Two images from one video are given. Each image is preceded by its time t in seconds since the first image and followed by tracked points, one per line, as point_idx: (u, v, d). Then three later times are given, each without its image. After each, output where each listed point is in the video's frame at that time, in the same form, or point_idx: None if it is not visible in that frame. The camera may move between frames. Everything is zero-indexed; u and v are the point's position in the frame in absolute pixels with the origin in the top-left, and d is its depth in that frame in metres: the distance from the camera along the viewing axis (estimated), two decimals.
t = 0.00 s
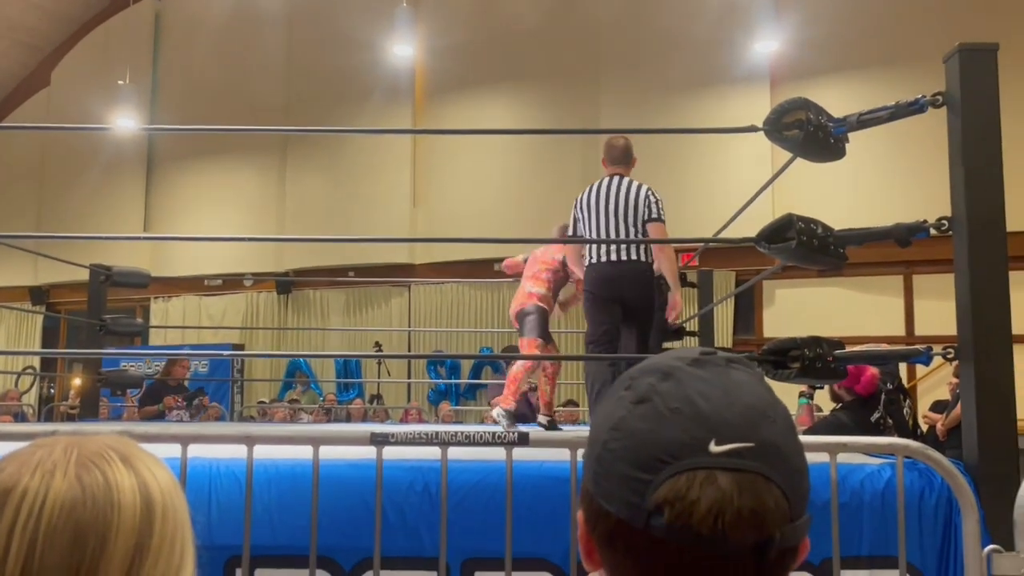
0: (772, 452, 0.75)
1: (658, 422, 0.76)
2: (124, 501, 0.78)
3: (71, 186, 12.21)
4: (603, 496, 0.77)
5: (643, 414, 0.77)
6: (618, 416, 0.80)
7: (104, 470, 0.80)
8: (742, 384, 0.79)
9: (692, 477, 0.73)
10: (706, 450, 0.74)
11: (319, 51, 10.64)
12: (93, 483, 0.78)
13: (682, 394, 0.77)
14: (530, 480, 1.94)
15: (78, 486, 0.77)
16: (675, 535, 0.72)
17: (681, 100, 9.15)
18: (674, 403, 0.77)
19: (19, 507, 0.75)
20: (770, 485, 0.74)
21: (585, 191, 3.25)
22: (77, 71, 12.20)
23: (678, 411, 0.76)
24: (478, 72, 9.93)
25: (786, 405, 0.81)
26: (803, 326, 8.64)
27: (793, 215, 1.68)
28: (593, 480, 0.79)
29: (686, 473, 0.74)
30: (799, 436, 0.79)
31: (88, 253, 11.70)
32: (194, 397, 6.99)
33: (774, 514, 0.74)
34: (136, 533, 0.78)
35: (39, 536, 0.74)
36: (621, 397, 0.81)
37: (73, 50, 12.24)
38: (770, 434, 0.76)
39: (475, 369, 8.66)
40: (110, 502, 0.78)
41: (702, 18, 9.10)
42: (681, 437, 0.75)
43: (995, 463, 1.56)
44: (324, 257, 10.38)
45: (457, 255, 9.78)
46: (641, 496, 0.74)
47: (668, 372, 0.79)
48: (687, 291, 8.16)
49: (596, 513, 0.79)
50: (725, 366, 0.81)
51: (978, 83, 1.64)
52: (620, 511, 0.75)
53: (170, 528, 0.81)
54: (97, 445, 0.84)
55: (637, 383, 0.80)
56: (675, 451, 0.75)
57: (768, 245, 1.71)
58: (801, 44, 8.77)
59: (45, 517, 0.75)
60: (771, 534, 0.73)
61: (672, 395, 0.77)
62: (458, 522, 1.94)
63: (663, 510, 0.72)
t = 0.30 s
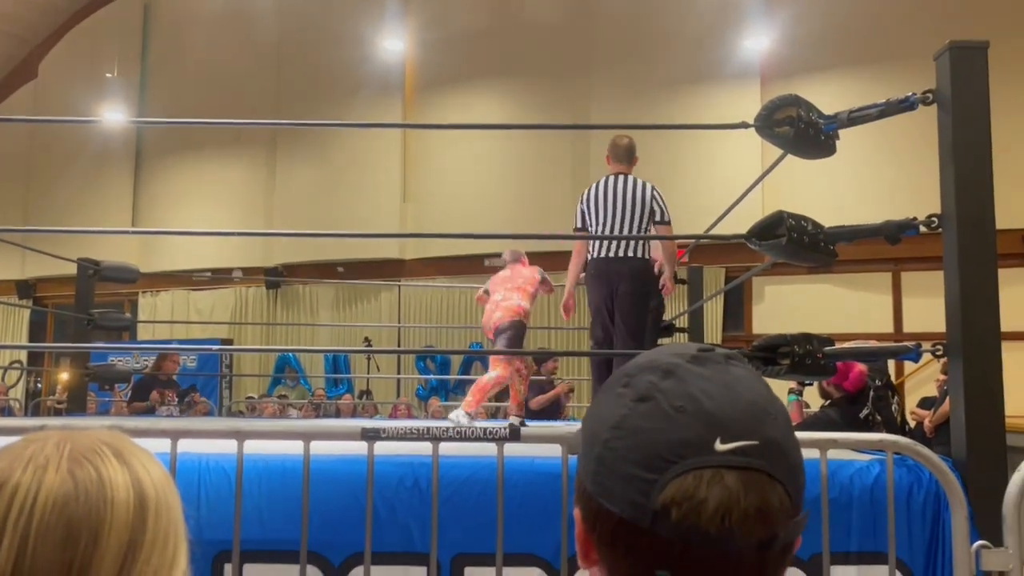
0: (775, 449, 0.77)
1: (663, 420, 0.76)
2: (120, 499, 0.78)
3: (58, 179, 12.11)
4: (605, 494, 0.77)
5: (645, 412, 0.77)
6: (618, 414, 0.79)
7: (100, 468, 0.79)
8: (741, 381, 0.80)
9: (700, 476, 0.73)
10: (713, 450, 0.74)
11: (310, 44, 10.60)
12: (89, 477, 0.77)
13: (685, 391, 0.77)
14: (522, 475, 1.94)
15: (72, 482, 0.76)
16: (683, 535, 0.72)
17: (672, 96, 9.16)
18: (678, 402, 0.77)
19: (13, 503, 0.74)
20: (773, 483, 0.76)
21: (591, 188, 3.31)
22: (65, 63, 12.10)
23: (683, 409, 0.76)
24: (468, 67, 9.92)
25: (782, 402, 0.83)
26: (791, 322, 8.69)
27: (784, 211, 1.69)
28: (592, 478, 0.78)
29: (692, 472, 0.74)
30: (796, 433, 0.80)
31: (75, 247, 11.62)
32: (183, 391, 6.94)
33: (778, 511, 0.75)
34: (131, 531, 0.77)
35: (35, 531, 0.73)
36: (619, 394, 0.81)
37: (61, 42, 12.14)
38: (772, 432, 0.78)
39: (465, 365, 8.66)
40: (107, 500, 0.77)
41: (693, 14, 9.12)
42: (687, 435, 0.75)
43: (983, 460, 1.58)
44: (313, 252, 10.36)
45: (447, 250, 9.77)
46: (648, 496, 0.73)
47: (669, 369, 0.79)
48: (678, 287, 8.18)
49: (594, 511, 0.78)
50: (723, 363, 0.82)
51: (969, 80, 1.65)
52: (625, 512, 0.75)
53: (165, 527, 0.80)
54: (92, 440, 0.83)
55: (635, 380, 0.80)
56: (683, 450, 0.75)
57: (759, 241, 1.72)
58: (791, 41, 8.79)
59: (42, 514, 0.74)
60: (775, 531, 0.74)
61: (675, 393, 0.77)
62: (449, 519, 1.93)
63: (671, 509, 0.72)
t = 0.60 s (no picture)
0: (779, 451, 0.77)
1: (668, 421, 0.77)
2: (112, 496, 0.78)
3: (54, 178, 12.07)
4: (609, 497, 0.77)
5: (650, 413, 0.78)
6: (622, 414, 0.80)
7: (94, 466, 0.79)
8: (746, 382, 0.80)
9: (704, 478, 0.74)
10: (719, 450, 0.75)
11: (308, 46, 10.58)
12: (81, 478, 0.77)
13: (689, 392, 0.78)
14: (518, 477, 1.93)
15: (66, 481, 0.76)
16: (687, 535, 0.72)
17: (669, 100, 9.17)
18: (682, 403, 0.77)
19: (4, 503, 0.74)
20: (780, 484, 0.76)
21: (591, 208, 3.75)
22: (61, 64, 12.08)
23: (687, 409, 0.77)
24: (466, 70, 9.93)
25: (785, 403, 0.83)
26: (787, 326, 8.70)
27: (781, 214, 1.69)
28: (598, 479, 0.79)
29: (697, 473, 0.74)
30: (800, 434, 0.81)
31: (71, 248, 11.59)
32: (177, 392, 6.91)
33: (783, 513, 0.75)
34: (124, 529, 0.77)
35: (26, 529, 0.73)
36: (622, 394, 0.81)
37: (57, 43, 12.12)
38: (778, 433, 0.78)
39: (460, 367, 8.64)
40: (100, 498, 0.77)
41: (691, 18, 9.13)
42: (692, 435, 0.75)
43: (978, 462, 1.58)
44: (309, 254, 10.35)
45: (443, 252, 9.76)
46: (653, 497, 0.74)
47: (673, 369, 0.80)
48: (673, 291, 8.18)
49: (597, 513, 0.78)
50: (728, 363, 0.83)
51: (966, 86, 1.65)
52: (630, 513, 0.75)
53: (159, 524, 0.80)
54: (85, 441, 0.83)
55: (640, 380, 0.81)
56: (687, 449, 0.75)
57: (755, 245, 1.73)
58: (788, 45, 8.81)
59: (32, 512, 0.74)
60: (780, 533, 0.74)
61: (679, 393, 0.78)
62: (444, 520, 1.94)
63: (676, 510, 0.73)
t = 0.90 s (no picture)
0: (759, 449, 0.77)
1: (648, 416, 0.77)
2: (96, 496, 0.77)
3: (34, 171, 11.93)
4: (588, 493, 0.77)
5: (632, 409, 0.78)
6: (604, 411, 0.80)
7: (77, 465, 0.78)
8: (728, 381, 0.81)
9: (682, 473, 0.74)
10: (698, 447, 0.75)
11: (293, 41, 10.53)
12: (64, 476, 0.76)
13: (670, 389, 0.78)
14: (502, 474, 1.93)
15: (49, 480, 0.75)
16: (663, 530, 0.72)
17: (655, 97, 9.19)
18: (663, 399, 0.77)
19: None
20: (758, 482, 0.76)
21: (590, 215, 3.79)
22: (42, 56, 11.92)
23: (668, 406, 0.77)
24: (452, 66, 9.90)
25: (767, 403, 0.83)
26: (771, 323, 8.76)
27: (766, 214, 1.70)
28: (578, 475, 0.79)
29: (676, 470, 0.74)
30: (781, 434, 0.80)
31: (51, 242, 11.46)
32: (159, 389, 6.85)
33: (761, 510, 0.75)
34: (108, 529, 0.76)
35: (7, 530, 0.72)
36: (605, 391, 0.81)
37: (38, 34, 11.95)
38: (757, 432, 0.78)
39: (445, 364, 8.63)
40: (83, 497, 0.76)
41: (677, 16, 9.14)
42: (672, 432, 0.75)
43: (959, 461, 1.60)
44: (294, 250, 10.29)
45: (428, 249, 9.73)
46: (632, 491, 0.74)
47: (655, 367, 0.80)
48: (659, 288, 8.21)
49: (578, 509, 0.78)
50: (710, 362, 0.83)
51: (948, 87, 1.67)
52: (610, 508, 0.75)
53: (142, 525, 0.79)
54: (67, 439, 0.82)
55: (622, 378, 0.81)
56: (666, 446, 0.75)
57: (739, 243, 1.73)
58: (773, 44, 8.85)
59: (14, 511, 0.73)
60: (757, 530, 0.74)
61: (660, 390, 0.78)
62: (429, 518, 1.93)
63: (655, 505, 0.73)
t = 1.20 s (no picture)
0: (739, 456, 0.77)
1: (630, 425, 0.77)
2: (79, 502, 0.76)
3: (17, 170, 11.80)
4: (571, 500, 0.77)
5: (613, 417, 0.78)
6: (587, 419, 0.80)
7: (62, 472, 0.77)
8: (710, 388, 0.81)
9: (663, 482, 0.74)
10: (678, 455, 0.75)
11: (280, 42, 10.49)
12: (47, 484, 0.75)
13: (652, 397, 0.78)
14: (488, 476, 1.93)
15: (32, 487, 0.75)
16: (645, 537, 0.72)
17: (642, 100, 9.22)
18: (645, 407, 0.78)
19: None
20: (738, 489, 0.76)
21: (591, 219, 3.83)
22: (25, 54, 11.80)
23: (649, 414, 0.77)
24: (440, 67, 9.88)
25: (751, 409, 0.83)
26: (755, 325, 8.81)
27: (750, 217, 1.71)
28: (561, 483, 0.79)
29: (657, 478, 0.74)
30: (763, 441, 0.81)
31: (33, 242, 11.35)
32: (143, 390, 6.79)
33: (741, 518, 0.75)
34: (93, 536, 0.76)
35: None
36: (588, 400, 0.82)
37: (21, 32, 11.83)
38: (740, 439, 0.78)
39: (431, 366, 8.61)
40: (66, 505, 0.75)
41: (664, 18, 9.18)
42: (653, 440, 0.76)
43: (940, 462, 1.61)
44: (279, 251, 10.24)
45: (415, 250, 9.71)
46: (613, 500, 0.74)
47: (637, 375, 0.80)
48: (645, 290, 8.24)
49: (561, 516, 0.79)
50: (693, 369, 0.83)
51: (930, 90, 1.68)
52: (591, 517, 0.75)
53: (126, 533, 0.78)
54: (52, 446, 0.81)
55: (605, 386, 0.81)
56: (647, 454, 0.75)
57: (725, 246, 1.74)
58: (759, 48, 8.91)
59: None
60: (738, 538, 0.74)
61: (642, 398, 0.78)
62: (414, 521, 1.93)
63: (636, 513, 0.73)
